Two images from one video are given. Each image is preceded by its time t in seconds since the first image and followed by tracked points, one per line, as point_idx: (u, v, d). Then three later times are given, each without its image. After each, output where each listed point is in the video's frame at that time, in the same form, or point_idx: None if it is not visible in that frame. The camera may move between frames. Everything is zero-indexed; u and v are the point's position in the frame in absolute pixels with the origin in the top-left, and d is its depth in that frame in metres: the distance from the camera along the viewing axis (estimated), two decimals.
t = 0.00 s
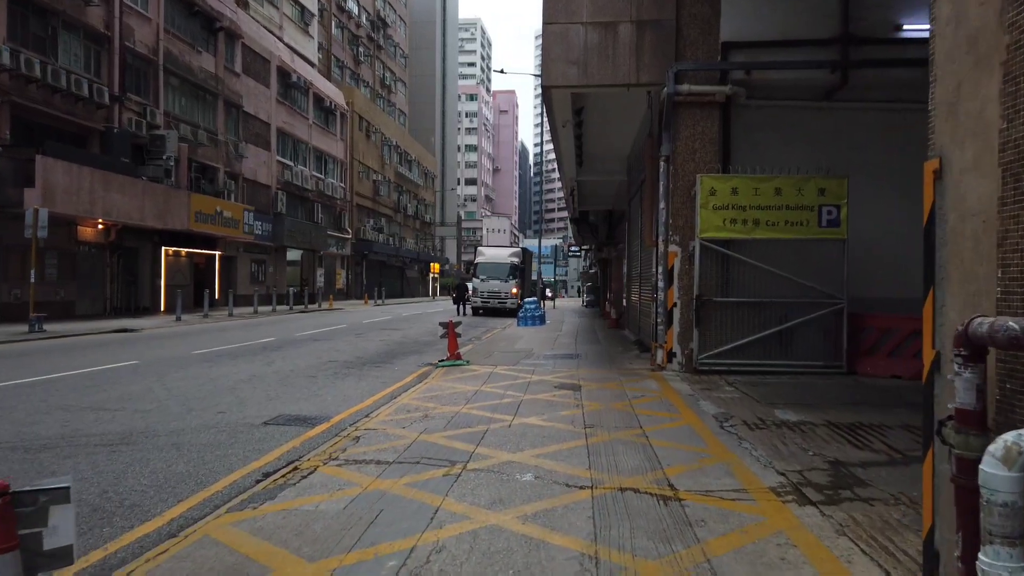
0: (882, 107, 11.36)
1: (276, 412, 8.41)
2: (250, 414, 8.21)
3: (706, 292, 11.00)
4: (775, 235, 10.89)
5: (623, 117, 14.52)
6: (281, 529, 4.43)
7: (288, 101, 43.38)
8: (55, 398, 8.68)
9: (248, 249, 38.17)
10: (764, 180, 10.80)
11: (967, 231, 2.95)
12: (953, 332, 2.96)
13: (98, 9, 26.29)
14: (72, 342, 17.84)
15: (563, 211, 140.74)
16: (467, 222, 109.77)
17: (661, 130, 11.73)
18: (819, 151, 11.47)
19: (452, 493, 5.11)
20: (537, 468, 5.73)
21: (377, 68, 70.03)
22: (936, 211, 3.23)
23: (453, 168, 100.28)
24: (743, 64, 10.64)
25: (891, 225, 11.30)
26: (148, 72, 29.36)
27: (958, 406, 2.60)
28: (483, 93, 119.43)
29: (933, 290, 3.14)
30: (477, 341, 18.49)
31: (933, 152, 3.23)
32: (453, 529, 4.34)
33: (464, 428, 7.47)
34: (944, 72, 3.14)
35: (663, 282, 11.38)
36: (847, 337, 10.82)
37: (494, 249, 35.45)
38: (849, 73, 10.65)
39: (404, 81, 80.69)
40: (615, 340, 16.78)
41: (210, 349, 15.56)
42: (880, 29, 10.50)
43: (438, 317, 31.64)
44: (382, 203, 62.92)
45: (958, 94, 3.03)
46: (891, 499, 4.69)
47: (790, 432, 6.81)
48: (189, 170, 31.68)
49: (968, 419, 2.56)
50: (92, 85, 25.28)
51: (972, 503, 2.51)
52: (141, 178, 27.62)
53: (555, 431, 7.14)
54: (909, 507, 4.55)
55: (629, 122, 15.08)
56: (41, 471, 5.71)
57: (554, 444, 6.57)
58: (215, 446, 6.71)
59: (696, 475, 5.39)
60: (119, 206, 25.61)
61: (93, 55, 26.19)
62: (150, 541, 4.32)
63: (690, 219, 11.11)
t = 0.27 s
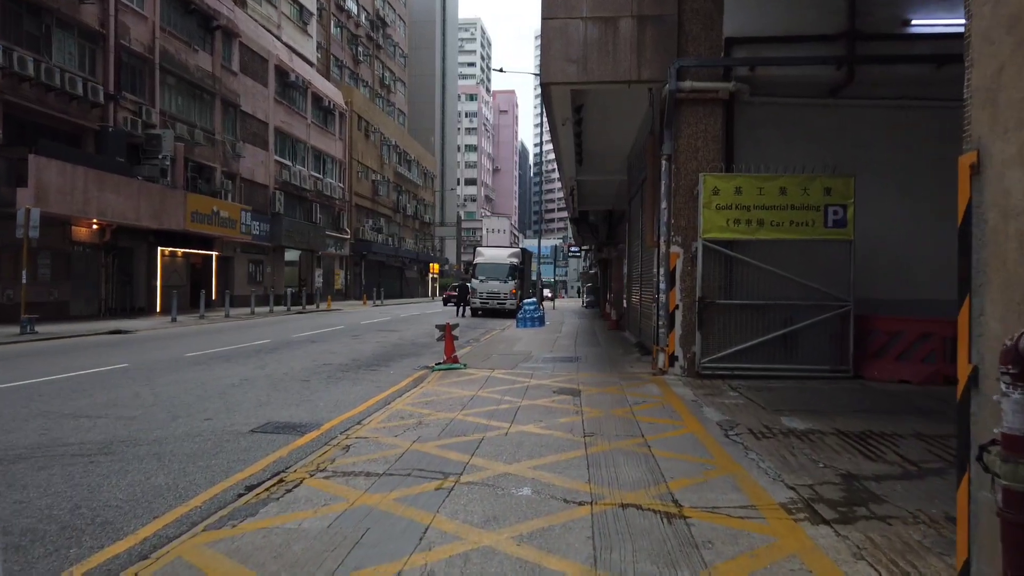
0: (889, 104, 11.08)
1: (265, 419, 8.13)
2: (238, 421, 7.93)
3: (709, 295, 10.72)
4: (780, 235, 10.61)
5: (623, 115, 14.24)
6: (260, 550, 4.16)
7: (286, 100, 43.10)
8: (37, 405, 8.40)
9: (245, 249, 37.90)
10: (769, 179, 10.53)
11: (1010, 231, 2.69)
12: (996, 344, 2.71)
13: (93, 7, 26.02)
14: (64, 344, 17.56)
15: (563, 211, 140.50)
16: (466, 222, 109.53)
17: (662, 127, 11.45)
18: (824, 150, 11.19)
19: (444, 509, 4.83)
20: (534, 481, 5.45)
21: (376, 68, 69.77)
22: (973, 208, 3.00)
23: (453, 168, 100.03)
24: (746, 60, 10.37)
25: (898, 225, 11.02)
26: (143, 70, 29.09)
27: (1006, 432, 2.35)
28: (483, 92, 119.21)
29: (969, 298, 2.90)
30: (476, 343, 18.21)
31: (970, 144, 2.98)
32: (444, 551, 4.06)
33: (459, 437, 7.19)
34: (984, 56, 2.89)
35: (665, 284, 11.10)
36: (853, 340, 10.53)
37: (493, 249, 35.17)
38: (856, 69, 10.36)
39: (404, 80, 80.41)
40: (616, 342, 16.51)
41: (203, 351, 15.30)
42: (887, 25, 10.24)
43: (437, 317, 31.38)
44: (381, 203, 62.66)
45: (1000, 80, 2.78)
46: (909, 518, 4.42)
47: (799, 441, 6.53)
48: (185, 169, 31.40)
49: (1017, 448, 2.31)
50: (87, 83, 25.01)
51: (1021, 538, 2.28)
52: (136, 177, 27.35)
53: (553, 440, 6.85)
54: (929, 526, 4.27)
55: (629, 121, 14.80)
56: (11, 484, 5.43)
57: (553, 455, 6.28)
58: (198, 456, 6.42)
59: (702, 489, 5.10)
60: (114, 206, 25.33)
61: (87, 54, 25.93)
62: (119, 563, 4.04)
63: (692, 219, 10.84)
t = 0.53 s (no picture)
0: (892, 97, 10.80)
1: (246, 422, 7.81)
2: (218, 424, 7.60)
3: (708, 293, 10.42)
4: (781, 231, 10.30)
5: (620, 110, 13.93)
6: (226, 566, 3.84)
7: (280, 98, 42.71)
8: (8, 407, 8.05)
9: (238, 248, 37.52)
10: (769, 173, 10.24)
11: None
12: None
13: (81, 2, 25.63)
14: (48, 344, 17.18)
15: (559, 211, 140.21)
16: (462, 222, 109.17)
17: (659, 121, 11.15)
18: (825, 144, 10.90)
19: (427, 520, 4.51)
20: (525, 489, 5.13)
21: (371, 66, 69.37)
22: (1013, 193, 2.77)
23: (449, 168, 99.64)
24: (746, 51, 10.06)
25: (902, 220, 10.72)
26: (134, 67, 28.72)
27: None
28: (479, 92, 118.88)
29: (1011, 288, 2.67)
30: (470, 343, 17.89)
31: (1012, 118, 2.75)
32: (424, 568, 3.74)
33: (447, 440, 6.86)
34: None
35: (662, 281, 10.79)
36: (856, 340, 10.22)
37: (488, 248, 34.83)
38: (859, 60, 10.06)
39: (400, 79, 80.01)
40: (612, 342, 16.19)
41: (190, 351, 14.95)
42: (892, 16, 9.91)
43: (431, 317, 31.04)
44: (376, 203, 62.27)
45: None
46: (927, 529, 4.12)
47: (803, 445, 6.22)
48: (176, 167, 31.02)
49: None
50: (75, 79, 24.62)
51: None
52: (126, 175, 26.96)
53: (546, 444, 6.53)
54: (948, 538, 3.97)
55: (626, 116, 14.49)
56: None
57: (545, 460, 5.96)
58: (171, 462, 6.10)
59: (703, 498, 4.79)
60: (103, 204, 24.93)
61: (76, 49, 25.53)
62: None
63: (690, 215, 10.53)
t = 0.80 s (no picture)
0: (899, 94, 10.53)
1: (234, 430, 7.52)
2: (204, 433, 7.32)
3: (712, 295, 10.14)
4: (787, 232, 10.02)
5: (621, 107, 13.65)
6: None
7: (277, 97, 42.42)
8: None
9: (235, 248, 37.23)
10: (774, 172, 9.97)
11: None
12: None
13: None
14: (39, 346, 16.89)
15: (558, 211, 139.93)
16: (461, 222, 108.89)
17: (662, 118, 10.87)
18: (831, 142, 10.62)
19: (420, 542, 4.23)
20: (523, 506, 4.85)
21: (370, 65, 69.04)
22: None
23: (447, 167, 99.35)
24: (750, 46, 9.78)
25: (910, 221, 10.45)
26: (128, 65, 28.43)
27: None
28: (477, 91, 118.57)
29: None
30: (468, 345, 17.62)
31: None
32: None
33: (443, 451, 6.58)
34: None
35: (664, 283, 10.51)
36: (864, 344, 9.95)
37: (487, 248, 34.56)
38: (867, 56, 9.75)
39: (398, 78, 79.70)
40: (613, 345, 15.91)
41: (183, 354, 14.67)
42: (901, 9, 9.48)
43: (430, 318, 30.78)
44: (375, 202, 62.02)
45: None
46: (953, 553, 3.84)
47: (816, 457, 5.94)
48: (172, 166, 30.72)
49: None
50: (69, 77, 24.31)
51: None
52: (120, 174, 26.66)
53: (546, 455, 6.24)
54: (978, 564, 3.69)
55: (627, 113, 14.20)
56: None
57: (544, 473, 5.68)
58: (152, 476, 5.82)
59: (713, 516, 4.50)
60: (97, 203, 24.61)
61: (69, 47, 25.24)
62: None
63: (694, 215, 10.25)
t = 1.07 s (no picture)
0: (914, 89, 10.23)
1: (227, 436, 7.23)
2: (196, 439, 7.03)
3: (721, 296, 9.85)
4: (798, 231, 9.72)
5: (626, 104, 13.38)
6: None
7: (276, 96, 42.13)
8: None
9: (233, 248, 36.95)
10: (786, 169, 9.67)
11: None
12: None
13: None
14: (32, 347, 16.61)
15: (558, 211, 139.62)
16: (461, 222, 108.56)
17: (669, 114, 10.58)
18: (843, 139, 10.34)
19: (421, 560, 3.95)
20: (530, 520, 4.56)
21: (370, 64, 68.76)
22: None
23: (448, 167, 98.99)
24: (761, 40, 9.49)
25: (924, 219, 10.17)
26: (126, 62, 28.14)
27: None
28: (478, 91, 118.32)
29: None
30: (469, 347, 17.32)
31: None
32: None
33: (445, 458, 6.29)
34: None
35: (672, 283, 10.22)
36: (878, 346, 9.66)
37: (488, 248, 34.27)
38: (881, 50, 9.45)
39: (399, 78, 79.43)
40: (617, 346, 15.61)
41: (179, 355, 14.38)
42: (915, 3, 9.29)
43: (430, 318, 30.52)
44: (375, 202, 61.76)
45: None
46: None
47: (837, 467, 5.65)
48: (169, 165, 30.44)
49: None
50: (65, 75, 24.02)
51: None
52: (117, 173, 26.35)
53: (552, 464, 5.95)
54: None
55: (632, 109, 13.91)
56: None
57: (551, 483, 5.39)
58: (139, 485, 5.53)
59: (733, 532, 4.22)
60: (93, 202, 24.31)
61: (65, 44, 24.95)
62: None
63: (702, 214, 9.96)
